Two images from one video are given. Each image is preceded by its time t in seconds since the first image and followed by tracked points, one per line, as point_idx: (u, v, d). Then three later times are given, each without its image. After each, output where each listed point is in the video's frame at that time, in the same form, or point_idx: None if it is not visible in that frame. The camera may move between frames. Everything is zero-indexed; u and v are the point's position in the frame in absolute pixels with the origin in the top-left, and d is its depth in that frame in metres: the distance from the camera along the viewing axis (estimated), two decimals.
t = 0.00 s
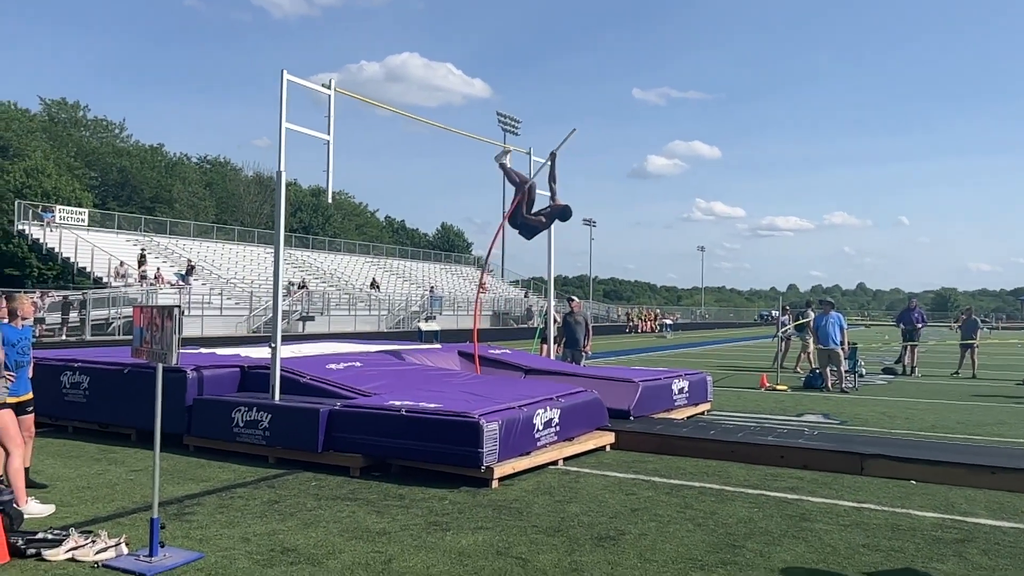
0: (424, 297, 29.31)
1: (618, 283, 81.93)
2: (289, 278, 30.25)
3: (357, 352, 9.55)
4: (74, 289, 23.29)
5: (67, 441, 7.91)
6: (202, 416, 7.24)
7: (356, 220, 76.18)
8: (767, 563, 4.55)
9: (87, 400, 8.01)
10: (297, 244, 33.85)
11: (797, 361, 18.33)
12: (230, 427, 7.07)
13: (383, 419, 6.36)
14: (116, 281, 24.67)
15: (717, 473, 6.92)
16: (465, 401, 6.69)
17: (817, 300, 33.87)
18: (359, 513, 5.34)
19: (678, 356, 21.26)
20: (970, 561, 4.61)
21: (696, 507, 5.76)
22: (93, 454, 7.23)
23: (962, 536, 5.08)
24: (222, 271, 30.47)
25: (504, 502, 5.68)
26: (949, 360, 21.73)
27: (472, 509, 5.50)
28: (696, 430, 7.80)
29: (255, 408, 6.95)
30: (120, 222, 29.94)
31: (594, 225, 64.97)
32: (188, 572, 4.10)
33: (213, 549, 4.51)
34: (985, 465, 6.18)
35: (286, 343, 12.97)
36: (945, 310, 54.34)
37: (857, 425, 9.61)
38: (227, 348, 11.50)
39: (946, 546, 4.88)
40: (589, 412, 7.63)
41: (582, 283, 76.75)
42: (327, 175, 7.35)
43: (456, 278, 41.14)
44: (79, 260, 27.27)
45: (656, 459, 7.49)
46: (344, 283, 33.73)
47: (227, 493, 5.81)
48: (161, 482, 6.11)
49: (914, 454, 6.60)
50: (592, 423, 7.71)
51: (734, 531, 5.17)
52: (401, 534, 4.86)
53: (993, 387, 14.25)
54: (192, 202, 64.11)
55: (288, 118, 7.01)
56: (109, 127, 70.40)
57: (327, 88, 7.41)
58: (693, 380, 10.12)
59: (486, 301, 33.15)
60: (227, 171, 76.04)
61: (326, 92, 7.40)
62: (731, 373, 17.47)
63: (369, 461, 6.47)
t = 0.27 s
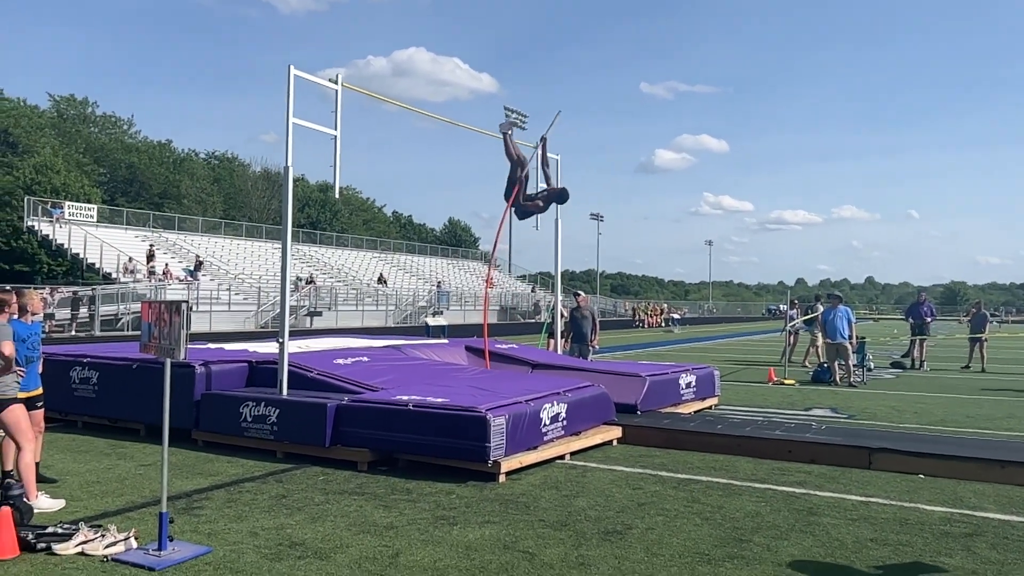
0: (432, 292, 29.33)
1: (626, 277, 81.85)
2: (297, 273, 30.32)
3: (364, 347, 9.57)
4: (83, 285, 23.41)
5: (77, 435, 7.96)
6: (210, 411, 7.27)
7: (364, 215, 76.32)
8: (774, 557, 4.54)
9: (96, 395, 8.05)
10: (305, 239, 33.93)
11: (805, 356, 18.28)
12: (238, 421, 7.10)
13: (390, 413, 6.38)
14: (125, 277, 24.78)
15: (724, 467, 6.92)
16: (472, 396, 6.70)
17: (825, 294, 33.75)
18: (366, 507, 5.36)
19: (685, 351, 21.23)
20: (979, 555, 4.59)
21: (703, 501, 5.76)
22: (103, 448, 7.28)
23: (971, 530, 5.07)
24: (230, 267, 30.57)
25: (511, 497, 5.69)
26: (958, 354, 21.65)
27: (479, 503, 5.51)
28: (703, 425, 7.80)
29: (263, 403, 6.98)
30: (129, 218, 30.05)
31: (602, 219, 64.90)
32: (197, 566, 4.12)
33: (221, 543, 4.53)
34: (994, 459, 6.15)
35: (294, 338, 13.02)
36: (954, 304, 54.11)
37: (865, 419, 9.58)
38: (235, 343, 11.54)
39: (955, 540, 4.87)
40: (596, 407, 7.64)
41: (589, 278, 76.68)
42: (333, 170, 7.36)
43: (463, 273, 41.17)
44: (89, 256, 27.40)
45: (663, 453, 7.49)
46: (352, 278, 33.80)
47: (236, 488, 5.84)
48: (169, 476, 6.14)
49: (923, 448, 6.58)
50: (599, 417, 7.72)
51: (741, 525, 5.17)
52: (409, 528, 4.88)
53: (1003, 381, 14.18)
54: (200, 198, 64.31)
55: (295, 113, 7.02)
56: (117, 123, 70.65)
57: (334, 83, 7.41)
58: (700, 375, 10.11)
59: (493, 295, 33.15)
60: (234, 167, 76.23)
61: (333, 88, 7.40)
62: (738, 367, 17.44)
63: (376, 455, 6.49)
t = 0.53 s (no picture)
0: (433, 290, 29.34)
1: (627, 272, 81.84)
2: (298, 272, 30.35)
3: (366, 346, 9.56)
4: (85, 287, 23.44)
5: (80, 437, 7.98)
6: (212, 411, 7.28)
7: (364, 213, 76.35)
8: (778, 551, 4.54)
9: (99, 396, 8.06)
10: (306, 238, 33.94)
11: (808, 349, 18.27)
12: (241, 421, 7.11)
13: (393, 411, 6.38)
14: (127, 278, 24.82)
15: (727, 461, 6.91)
16: (475, 392, 6.70)
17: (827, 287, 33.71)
18: (369, 505, 5.37)
19: (687, 345, 21.23)
20: (983, 546, 4.59)
21: (706, 495, 5.76)
22: (106, 450, 7.29)
23: (974, 521, 5.06)
24: (232, 266, 30.59)
25: (514, 493, 5.69)
26: (961, 345, 21.63)
27: (482, 500, 5.51)
28: (706, 419, 7.80)
29: (266, 403, 6.98)
30: (130, 219, 30.08)
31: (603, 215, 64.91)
32: (200, 566, 4.12)
33: (225, 543, 4.54)
34: (997, 450, 6.15)
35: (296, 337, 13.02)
36: (957, 296, 54.13)
37: (868, 412, 9.58)
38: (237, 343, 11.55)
39: (958, 532, 4.87)
40: (598, 402, 7.63)
41: (590, 273, 76.67)
42: (334, 168, 7.36)
43: (464, 271, 41.17)
44: (90, 258, 27.43)
45: (665, 448, 7.49)
46: (353, 276, 33.81)
47: (239, 488, 5.84)
48: (173, 477, 6.15)
49: (925, 440, 6.57)
50: (602, 413, 7.71)
51: (744, 519, 5.17)
52: (412, 526, 4.88)
53: (1006, 372, 14.16)
54: (200, 198, 64.33)
55: (295, 112, 7.01)
56: (117, 125, 70.69)
57: (334, 82, 7.40)
58: (702, 369, 10.10)
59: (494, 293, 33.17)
60: (235, 168, 76.30)
61: (333, 86, 7.39)
62: (740, 361, 17.44)
63: (379, 453, 6.50)
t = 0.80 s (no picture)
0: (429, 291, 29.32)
1: (623, 271, 81.89)
2: (293, 276, 30.31)
3: (362, 348, 9.55)
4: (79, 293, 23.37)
5: (77, 444, 7.95)
6: (209, 416, 7.26)
7: (359, 215, 76.25)
8: (776, 548, 4.54)
9: (95, 403, 8.03)
10: (301, 241, 33.89)
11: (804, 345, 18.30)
12: (238, 425, 7.09)
13: (390, 413, 6.37)
14: (121, 284, 24.75)
15: (725, 459, 6.92)
16: (472, 393, 6.70)
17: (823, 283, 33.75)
18: (368, 508, 5.36)
19: (684, 343, 21.25)
20: (981, 540, 4.60)
21: (704, 493, 5.77)
22: (103, 456, 7.27)
23: (972, 515, 5.07)
24: (227, 271, 30.53)
25: (512, 494, 5.69)
26: (956, 339, 21.68)
27: (480, 501, 5.51)
28: (703, 417, 7.80)
29: (262, 407, 6.97)
30: (124, 224, 29.99)
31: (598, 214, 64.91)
32: (199, 571, 4.12)
33: (223, 548, 4.53)
34: (994, 443, 6.16)
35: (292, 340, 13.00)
36: (952, 290, 54.28)
37: (865, 407, 9.59)
38: (233, 347, 11.52)
39: (956, 526, 4.88)
40: (595, 401, 7.64)
41: (586, 272, 76.68)
42: (328, 171, 7.35)
43: (460, 271, 41.15)
44: (84, 263, 27.35)
45: (663, 446, 7.49)
46: (349, 279, 33.77)
47: (237, 492, 5.83)
48: (170, 483, 6.14)
49: (922, 434, 6.59)
50: (599, 412, 7.71)
51: (743, 516, 5.17)
52: (411, 528, 4.88)
53: (1002, 365, 14.20)
54: (195, 203, 64.22)
55: (288, 115, 7.00)
56: (110, 130, 70.53)
57: (327, 85, 7.40)
58: (699, 367, 10.11)
59: (490, 293, 33.16)
60: (228, 172, 76.19)
61: (326, 88, 7.39)
62: (737, 358, 17.46)
63: (377, 455, 6.49)
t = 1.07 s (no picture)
0: (428, 294, 29.32)
1: (622, 272, 81.93)
2: (292, 279, 30.30)
3: (361, 351, 9.55)
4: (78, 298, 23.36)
5: (76, 449, 7.94)
6: (209, 419, 7.25)
7: (357, 218, 76.24)
8: (778, 548, 4.53)
9: (94, 407, 8.03)
10: (299, 244, 33.88)
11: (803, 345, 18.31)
12: (237, 429, 7.08)
13: (390, 416, 6.36)
14: (119, 288, 24.73)
15: (725, 459, 6.91)
16: (471, 396, 6.69)
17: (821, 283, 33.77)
18: (368, 511, 5.35)
19: (683, 344, 21.25)
20: (982, 539, 4.59)
21: (705, 494, 5.76)
22: (102, 461, 7.25)
23: (973, 514, 5.06)
24: (225, 275, 30.51)
25: (513, 496, 5.68)
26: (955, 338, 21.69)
27: (481, 503, 5.50)
28: (703, 418, 7.80)
29: (262, 410, 6.96)
30: (122, 229, 29.98)
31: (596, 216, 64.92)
32: None
33: (224, 552, 4.52)
34: (992, 442, 6.16)
35: (291, 343, 12.98)
36: (950, 289, 54.34)
37: (865, 406, 9.60)
38: (232, 351, 11.50)
39: (957, 525, 4.87)
40: (595, 403, 7.63)
41: (584, 274, 76.69)
42: (325, 174, 7.35)
43: (459, 274, 41.17)
44: (82, 268, 27.33)
45: (663, 447, 7.48)
46: (347, 282, 33.76)
47: (237, 496, 5.83)
48: (170, 487, 6.13)
49: (922, 433, 6.58)
50: (599, 413, 7.71)
51: (744, 516, 5.17)
52: (411, 531, 4.87)
53: (1000, 364, 14.20)
54: (192, 207, 64.15)
55: (284, 118, 7.00)
56: (107, 134, 70.47)
57: (323, 88, 7.39)
58: (698, 367, 10.11)
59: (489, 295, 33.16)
60: (226, 176, 76.15)
61: (322, 92, 7.38)
62: (736, 358, 17.46)
63: (377, 458, 6.48)
